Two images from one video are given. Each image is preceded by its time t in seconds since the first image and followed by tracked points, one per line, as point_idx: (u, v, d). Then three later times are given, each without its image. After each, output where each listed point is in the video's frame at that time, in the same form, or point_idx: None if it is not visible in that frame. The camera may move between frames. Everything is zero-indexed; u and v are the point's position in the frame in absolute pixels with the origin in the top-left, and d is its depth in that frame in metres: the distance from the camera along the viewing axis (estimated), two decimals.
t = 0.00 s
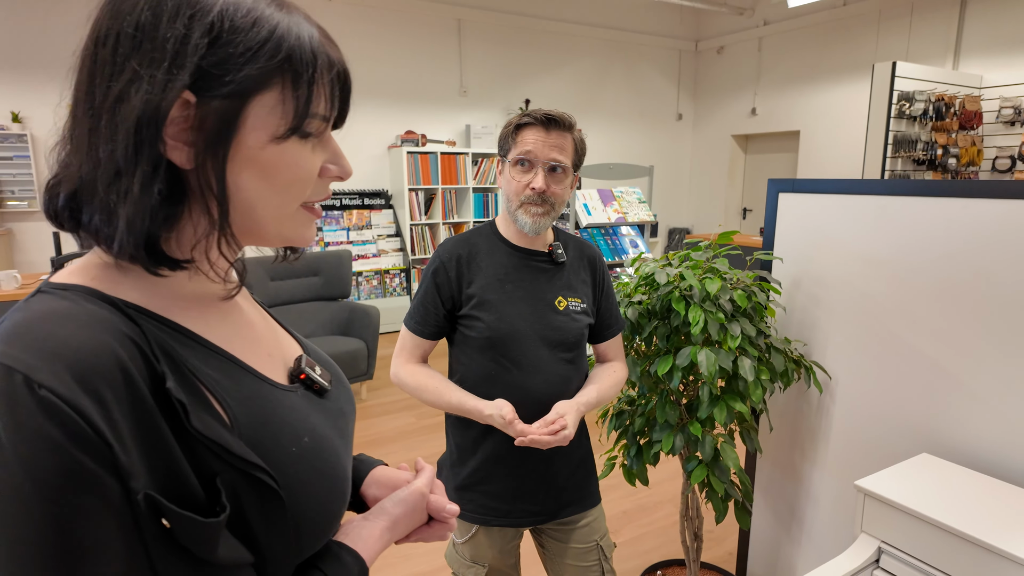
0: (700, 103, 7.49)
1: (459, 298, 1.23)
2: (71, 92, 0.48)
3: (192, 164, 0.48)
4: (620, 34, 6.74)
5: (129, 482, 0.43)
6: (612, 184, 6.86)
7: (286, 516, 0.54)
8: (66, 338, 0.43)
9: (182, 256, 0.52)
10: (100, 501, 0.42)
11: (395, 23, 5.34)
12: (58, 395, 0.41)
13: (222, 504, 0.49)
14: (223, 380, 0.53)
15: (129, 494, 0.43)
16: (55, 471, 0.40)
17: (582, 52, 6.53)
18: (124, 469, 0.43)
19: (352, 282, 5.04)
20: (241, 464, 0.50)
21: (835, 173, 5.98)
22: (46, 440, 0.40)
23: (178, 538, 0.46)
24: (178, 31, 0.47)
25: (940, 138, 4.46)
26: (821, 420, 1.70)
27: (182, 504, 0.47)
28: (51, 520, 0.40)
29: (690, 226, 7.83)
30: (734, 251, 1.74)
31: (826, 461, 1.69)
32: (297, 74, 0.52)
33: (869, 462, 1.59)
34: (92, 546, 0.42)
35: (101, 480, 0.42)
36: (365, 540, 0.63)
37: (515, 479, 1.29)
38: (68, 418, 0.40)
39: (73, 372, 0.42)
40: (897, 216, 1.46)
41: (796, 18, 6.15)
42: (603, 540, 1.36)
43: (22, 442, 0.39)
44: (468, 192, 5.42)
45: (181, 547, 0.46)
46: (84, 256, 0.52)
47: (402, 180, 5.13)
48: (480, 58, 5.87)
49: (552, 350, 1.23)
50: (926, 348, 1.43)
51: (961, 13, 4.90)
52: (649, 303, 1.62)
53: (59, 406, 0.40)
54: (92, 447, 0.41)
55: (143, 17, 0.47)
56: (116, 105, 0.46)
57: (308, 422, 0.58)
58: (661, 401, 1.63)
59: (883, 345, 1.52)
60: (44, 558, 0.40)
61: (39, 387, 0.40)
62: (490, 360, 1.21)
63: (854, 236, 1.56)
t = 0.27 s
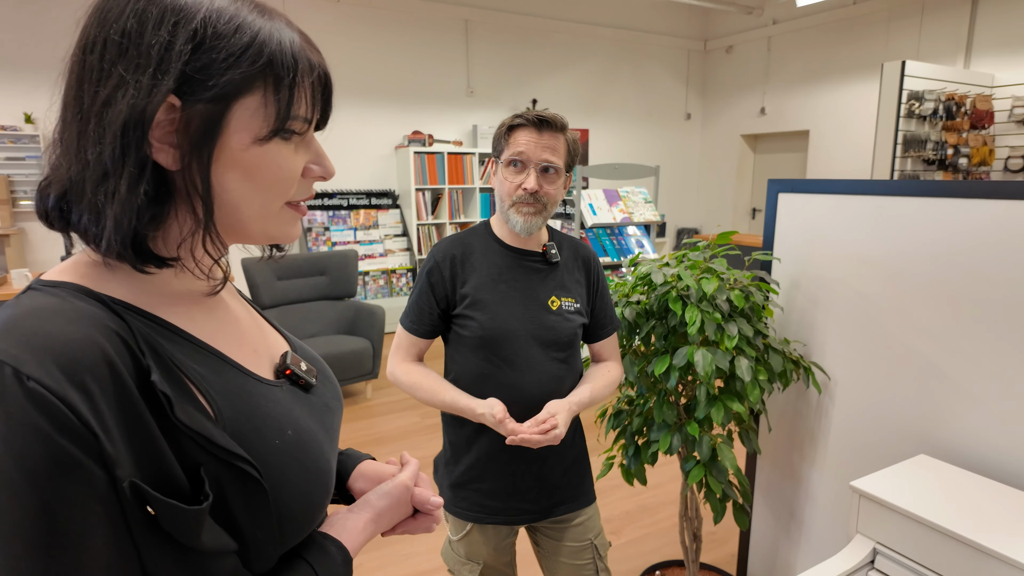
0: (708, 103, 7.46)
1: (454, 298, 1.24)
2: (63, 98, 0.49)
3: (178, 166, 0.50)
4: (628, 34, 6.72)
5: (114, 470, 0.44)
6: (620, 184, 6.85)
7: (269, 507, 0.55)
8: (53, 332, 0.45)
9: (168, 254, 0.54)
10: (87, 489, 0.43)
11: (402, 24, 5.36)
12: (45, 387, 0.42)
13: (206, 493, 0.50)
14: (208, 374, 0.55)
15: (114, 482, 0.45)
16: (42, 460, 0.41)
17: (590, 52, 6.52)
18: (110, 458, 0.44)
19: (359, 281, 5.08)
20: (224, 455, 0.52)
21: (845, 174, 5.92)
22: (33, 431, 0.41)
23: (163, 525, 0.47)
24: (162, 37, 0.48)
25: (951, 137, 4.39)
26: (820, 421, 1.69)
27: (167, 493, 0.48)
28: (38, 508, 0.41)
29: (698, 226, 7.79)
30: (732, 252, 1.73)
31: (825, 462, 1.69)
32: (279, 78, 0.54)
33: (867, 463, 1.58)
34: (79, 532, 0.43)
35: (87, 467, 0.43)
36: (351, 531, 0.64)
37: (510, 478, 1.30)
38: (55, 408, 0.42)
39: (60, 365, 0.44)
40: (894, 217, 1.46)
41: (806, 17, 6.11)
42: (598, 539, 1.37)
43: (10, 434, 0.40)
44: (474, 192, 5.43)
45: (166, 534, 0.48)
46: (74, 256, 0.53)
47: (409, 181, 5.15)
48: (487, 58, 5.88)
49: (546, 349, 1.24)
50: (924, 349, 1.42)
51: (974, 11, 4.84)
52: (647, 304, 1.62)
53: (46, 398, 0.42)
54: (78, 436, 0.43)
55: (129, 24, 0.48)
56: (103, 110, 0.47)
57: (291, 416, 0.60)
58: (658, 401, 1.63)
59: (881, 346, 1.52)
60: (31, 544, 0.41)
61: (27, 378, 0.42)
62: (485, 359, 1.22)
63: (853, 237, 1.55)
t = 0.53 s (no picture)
0: (721, 102, 7.40)
1: (452, 298, 1.26)
2: (65, 104, 0.51)
3: (174, 168, 0.52)
4: (640, 33, 6.68)
5: (106, 458, 0.46)
6: (630, 184, 6.83)
7: (258, 497, 0.57)
8: (50, 327, 0.47)
9: (164, 252, 0.56)
10: (78, 476, 0.45)
11: (413, 24, 5.38)
12: (40, 377, 0.44)
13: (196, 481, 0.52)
14: (199, 368, 0.57)
15: (106, 470, 0.47)
16: (36, 446, 0.43)
17: (602, 51, 6.50)
18: (102, 447, 0.46)
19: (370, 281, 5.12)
20: (213, 445, 0.54)
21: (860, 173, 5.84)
22: (29, 419, 0.43)
23: (152, 511, 0.49)
24: (159, 44, 0.50)
25: (967, 137, 4.29)
26: (823, 423, 1.68)
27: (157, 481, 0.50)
28: (32, 492, 0.43)
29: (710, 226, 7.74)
30: (734, 253, 1.73)
31: (827, 463, 1.68)
32: (270, 84, 0.56)
33: (869, 465, 1.57)
34: (72, 516, 0.45)
35: (80, 455, 0.45)
36: (340, 523, 0.66)
37: (507, 476, 1.32)
38: (49, 398, 0.44)
39: (55, 357, 0.46)
40: (896, 218, 1.45)
41: (820, 15, 6.03)
42: (595, 537, 1.38)
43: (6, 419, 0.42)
44: (484, 191, 5.44)
45: (155, 520, 0.49)
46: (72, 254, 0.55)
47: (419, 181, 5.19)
48: (497, 58, 5.89)
49: (544, 348, 1.25)
50: (927, 351, 1.41)
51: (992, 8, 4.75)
52: (647, 304, 1.63)
53: (40, 387, 0.44)
54: (71, 425, 0.45)
55: (127, 32, 0.50)
56: (102, 114, 0.49)
57: (280, 409, 0.62)
58: (659, 400, 1.63)
59: (884, 348, 1.50)
60: (28, 528, 0.43)
61: (24, 369, 0.44)
62: (483, 358, 1.23)
63: (855, 238, 1.55)
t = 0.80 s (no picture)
0: (732, 102, 7.36)
1: (455, 296, 1.29)
2: (78, 109, 0.54)
3: (181, 170, 0.54)
4: (651, 33, 6.67)
5: (109, 447, 0.48)
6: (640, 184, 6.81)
7: (256, 487, 0.59)
8: (60, 321, 0.49)
9: (172, 251, 0.58)
10: (84, 463, 0.47)
11: (424, 25, 5.41)
12: (49, 368, 0.47)
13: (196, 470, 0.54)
14: (201, 362, 0.59)
15: (110, 458, 0.49)
16: (44, 433, 0.46)
17: (612, 51, 6.49)
18: (106, 436, 0.48)
19: (380, 280, 5.16)
20: (213, 436, 0.56)
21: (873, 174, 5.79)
22: (38, 408, 0.45)
23: (154, 499, 0.51)
24: (167, 52, 0.52)
25: (980, 137, 4.22)
26: (827, 424, 1.68)
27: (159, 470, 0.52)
28: (42, 477, 0.46)
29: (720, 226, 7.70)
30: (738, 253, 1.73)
31: (831, 464, 1.68)
32: (273, 90, 0.58)
33: (873, 466, 1.56)
34: (77, 501, 0.47)
35: (85, 443, 0.47)
36: (336, 506, 0.69)
37: (507, 473, 1.34)
38: (56, 388, 0.46)
39: (63, 349, 0.48)
40: (900, 219, 1.45)
41: (833, 14, 5.98)
42: (596, 535, 1.39)
43: (17, 409, 0.45)
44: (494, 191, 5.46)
45: (156, 507, 0.52)
46: (83, 251, 0.58)
47: (429, 181, 5.22)
48: (508, 58, 5.90)
49: (544, 347, 1.27)
50: (930, 352, 1.41)
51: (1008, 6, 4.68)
52: (650, 304, 1.64)
53: (49, 378, 0.46)
54: (77, 415, 0.47)
55: (137, 41, 0.53)
56: (113, 119, 0.52)
57: (280, 403, 0.64)
58: (661, 400, 1.64)
59: (888, 349, 1.50)
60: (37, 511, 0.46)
61: (34, 361, 0.47)
62: (486, 356, 1.26)
63: (859, 239, 1.55)
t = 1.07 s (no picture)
0: (743, 101, 7.33)
1: (459, 296, 1.31)
2: (89, 114, 0.56)
3: (191, 169, 0.57)
4: (661, 33, 6.66)
5: (115, 440, 0.50)
6: (650, 184, 6.80)
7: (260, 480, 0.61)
8: (73, 317, 0.51)
9: (183, 248, 0.60)
10: (92, 454, 0.49)
11: (435, 26, 5.44)
12: (61, 363, 0.49)
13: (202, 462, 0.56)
14: (209, 357, 0.61)
15: (116, 450, 0.51)
16: (56, 425, 0.48)
17: (622, 51, 6.49)
18: (112, 429, 0.50)
19: (389, 280, 5.19)
20: (219, 430, 0.58)
21: (885, 174, 5.75)
22: (49, 400, 0.47)
23: (159, 490, 0.53)
24: (175, 56, 0.55)
25: (994, 137, 4.16)
26: (832, 424, 1.68)
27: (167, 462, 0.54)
28: (54, 466, 0.48)
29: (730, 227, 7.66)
30: (743, 253, 1.74)
31: (836, 464, 1.68)
32: (277, 90, 0.60)
33: (878, 466, 1.56)
34: (84, 491, 0.49)
35: (93, 435, 0.49)
36: (342, 501, 0.69)
37: (512, 470, 1.35)
38: (67, 382, 0.48)
39: (74, 344, 0.50)
40: (906, 219, 1.44)
41: (844, 13, 5.94)
42: (600, 533, 1.40)
43: (32, 401, 0.47)
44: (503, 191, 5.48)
45: (163, 498, 0.53)
46: (95, 251, 0.60)
47: (438, 181, 5.26)
48: (518, 59, 5.91)
49: (547, 345, 1.29)
50: (935, 353, 1.41)
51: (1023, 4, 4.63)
52: (655, 304, 1.65)
53: (61, 371, 0.48)
54: (86, 408, 0.49)
55: (145, 47, 0.55)
56: (124, 122, 0.54)
57: (285, 397, 0.66)
58: (666, 399, 1.65)
59: (893, 349, 1.50)
60: (49, 500, 0.48)
61: (47, 355, 0.48)
62: (490, 354, 1.27)
63: (863, 239, 1.55)
